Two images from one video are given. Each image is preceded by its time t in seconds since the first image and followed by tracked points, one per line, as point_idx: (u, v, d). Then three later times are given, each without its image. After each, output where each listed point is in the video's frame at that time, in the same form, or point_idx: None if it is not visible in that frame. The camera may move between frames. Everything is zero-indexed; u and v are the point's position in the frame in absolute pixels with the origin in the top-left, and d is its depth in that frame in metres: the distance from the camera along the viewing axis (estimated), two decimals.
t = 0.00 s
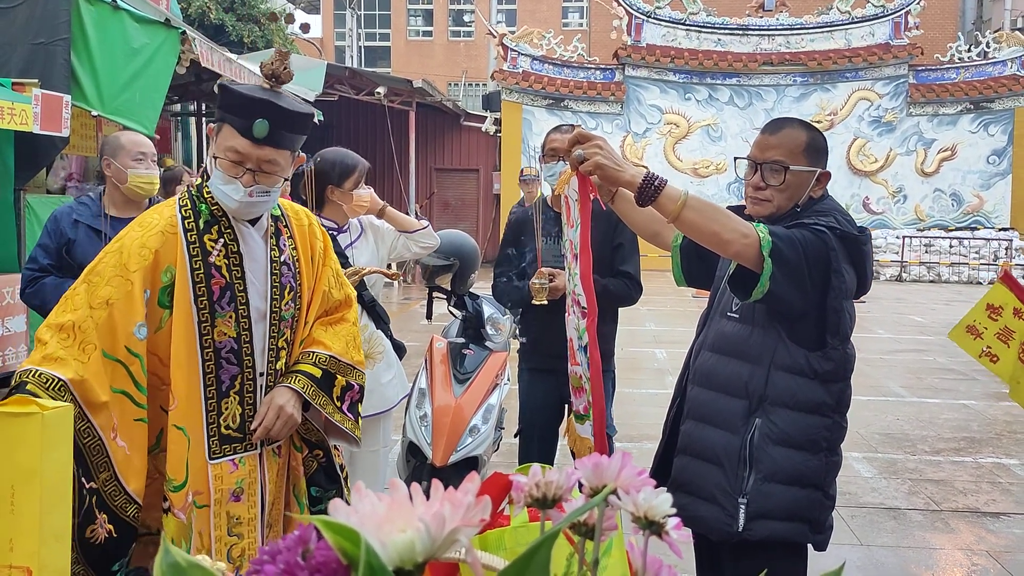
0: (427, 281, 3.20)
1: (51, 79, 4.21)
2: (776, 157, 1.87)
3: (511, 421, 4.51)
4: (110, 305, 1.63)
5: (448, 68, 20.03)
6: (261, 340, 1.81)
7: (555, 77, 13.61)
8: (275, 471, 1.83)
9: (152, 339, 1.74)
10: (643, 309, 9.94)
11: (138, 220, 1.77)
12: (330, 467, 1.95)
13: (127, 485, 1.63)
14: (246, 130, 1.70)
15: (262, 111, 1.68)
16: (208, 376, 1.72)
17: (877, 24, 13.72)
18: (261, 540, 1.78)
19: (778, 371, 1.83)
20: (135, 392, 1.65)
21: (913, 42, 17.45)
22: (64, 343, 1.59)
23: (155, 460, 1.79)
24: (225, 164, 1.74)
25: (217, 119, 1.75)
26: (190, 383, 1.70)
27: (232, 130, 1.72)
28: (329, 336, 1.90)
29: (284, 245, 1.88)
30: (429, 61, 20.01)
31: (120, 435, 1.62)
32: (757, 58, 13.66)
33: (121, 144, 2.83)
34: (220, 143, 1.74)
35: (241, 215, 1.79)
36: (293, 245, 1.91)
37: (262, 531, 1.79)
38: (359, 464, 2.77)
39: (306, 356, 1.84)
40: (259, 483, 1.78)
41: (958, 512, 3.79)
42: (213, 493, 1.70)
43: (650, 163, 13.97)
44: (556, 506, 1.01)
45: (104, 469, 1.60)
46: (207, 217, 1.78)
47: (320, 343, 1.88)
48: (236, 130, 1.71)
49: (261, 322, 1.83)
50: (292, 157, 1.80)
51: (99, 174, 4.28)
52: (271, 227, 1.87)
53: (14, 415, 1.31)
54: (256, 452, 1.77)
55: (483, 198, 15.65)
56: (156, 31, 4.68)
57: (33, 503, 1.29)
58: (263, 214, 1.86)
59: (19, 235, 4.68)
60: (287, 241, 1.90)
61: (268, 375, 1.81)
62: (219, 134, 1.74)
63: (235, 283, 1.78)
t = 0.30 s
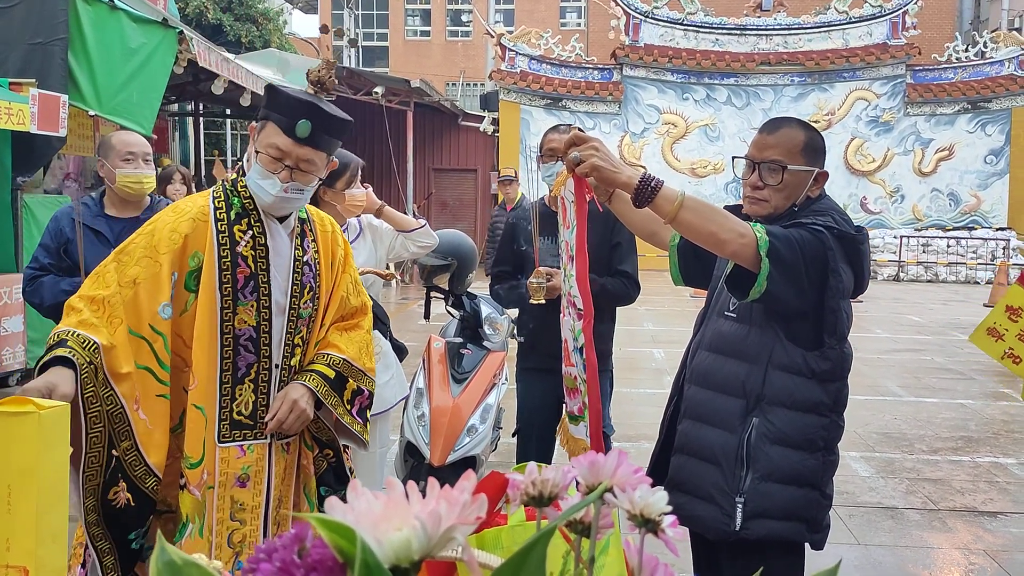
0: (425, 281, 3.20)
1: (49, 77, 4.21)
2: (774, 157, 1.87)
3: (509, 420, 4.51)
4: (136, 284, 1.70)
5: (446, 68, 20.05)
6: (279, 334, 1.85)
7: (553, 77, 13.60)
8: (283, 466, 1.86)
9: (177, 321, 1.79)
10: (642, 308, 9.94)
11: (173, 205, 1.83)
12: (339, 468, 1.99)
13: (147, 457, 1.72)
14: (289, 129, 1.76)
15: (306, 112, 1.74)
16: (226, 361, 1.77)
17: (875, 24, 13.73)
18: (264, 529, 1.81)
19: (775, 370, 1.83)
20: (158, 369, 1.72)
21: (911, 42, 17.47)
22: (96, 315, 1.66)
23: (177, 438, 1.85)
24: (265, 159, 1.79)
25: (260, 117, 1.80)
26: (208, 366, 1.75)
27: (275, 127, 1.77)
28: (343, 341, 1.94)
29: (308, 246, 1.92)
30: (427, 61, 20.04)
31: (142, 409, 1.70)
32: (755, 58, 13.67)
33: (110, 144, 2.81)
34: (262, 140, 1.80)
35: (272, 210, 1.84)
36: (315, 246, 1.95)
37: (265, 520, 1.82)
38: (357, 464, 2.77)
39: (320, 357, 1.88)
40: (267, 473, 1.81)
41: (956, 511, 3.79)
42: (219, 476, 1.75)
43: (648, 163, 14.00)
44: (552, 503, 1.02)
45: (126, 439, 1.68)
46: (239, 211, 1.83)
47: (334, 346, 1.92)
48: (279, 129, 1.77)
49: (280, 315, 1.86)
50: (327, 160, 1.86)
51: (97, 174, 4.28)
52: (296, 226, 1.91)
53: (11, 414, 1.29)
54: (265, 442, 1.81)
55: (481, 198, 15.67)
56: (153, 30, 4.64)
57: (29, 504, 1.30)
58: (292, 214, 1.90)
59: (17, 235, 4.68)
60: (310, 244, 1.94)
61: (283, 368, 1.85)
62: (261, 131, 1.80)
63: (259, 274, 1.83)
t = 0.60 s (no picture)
0: (422, 280, 3.20)
1: (45, 78, 4.23)
2: (770, 157, 1.87)
3: (507, 420, 4.51)
4: (156, 272, 1.72)
5: (443, 67, 20.06)
6: (290, 328, 1.85)
7: (550, 77, 13.60)
8: (288, 462, 1.85)
9: (193, 310, 1.79)
10: (639, 308, 9.95)
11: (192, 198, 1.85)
12: (343, 469, 1.98)
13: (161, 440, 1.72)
14: (319, 133, 1.79)
15: (337, 119, 1.77)
16: (238, 352, 1.78)
17: (871, 24, 13.76)
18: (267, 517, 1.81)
19: (772, 369, 1.84)
20: (173, 354, 1.73)
21: (908, 42, 17.51)
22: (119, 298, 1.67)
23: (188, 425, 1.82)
24: (294, 162, 1.81)
25: (289, 120, 1.82)
26: (221, 353, 1.76)
27: (305, 132, 1.80)
28: (351, 345, 1.92)
29: (320, 246, 1.93)
30: (425, 61, 20.05)
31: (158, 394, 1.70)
32: (752, 58, 13.68)
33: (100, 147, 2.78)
34: (291, 143, 1.82)
35: (294, 210, 1.85)
36: (326, 247, 1.96)
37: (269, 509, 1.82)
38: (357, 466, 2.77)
39: (329, 360, 1.87)
40: (273, 463, 1.82)
41: (952, 510, 3.80)
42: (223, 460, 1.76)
43: (645, 163, 14.01)
44: (550, 503, 1.02)
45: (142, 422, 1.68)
46: (257, 206, 1.83)
47: (340, 350, 1.90)
48: (310, 133, 1.79)
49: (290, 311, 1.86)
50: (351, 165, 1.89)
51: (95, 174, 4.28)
52: (310, 226, 1.92)
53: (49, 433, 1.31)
54: (273, 432, 1.82)
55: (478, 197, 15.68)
56: (150, 30, 4.59)
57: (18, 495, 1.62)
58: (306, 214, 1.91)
59: (14, 236, 4.68)
60: (322, 244, 1.94)
61: (292, 363, 1.85)
62: (291, 135, 1.82)
63: (274, 266, 1.82)
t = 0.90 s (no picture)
0: (421, 279, 3.20)
1: (42, 77, 4.21)
2: (771, 157, 1.87)
3: (504, 420, 4.50)
4: (161, 258, 1.76)
5: (441, 66, 20.03)
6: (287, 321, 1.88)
7: (548, 76, 13.60)
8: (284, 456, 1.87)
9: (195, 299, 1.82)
10: (636, 308, 9.95)
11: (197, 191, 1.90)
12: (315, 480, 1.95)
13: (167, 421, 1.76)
14: (335, 140, 1.80)
15: (353, 126, 1.80)
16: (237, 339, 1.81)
17: (868, 24, 13.79)
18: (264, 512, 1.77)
19: (768, 369, 1.84)
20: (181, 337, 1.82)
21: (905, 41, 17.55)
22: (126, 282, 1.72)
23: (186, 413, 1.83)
24: (309, 167, 1.83)
25: (299, 124, 1.83)
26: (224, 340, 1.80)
27: (318, 138, 1.81)
28: (348, 342, 1.91)
29: (319, 246, 1.96)
30: (422, 60, 20.04)
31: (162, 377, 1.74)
32: (749, 58, 13.70)
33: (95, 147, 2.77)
34: (304, 147, 1.83)
35: (306, 211, 1.89)
36: (327, 248, 1.98)
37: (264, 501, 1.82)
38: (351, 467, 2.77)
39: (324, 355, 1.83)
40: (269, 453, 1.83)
41: (949, 509, 3.80)
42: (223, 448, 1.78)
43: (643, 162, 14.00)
44: (545, 503, 1.02)
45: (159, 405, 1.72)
46: (259, 199, 1.88)
47: (333, 345, 1.88)
48: (324, 139, 1.81)
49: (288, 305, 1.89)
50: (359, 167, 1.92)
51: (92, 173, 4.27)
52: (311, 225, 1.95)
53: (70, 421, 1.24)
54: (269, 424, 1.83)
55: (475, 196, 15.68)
56: (147, 28, 4.58)
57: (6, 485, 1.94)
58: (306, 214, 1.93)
59: (11, 235, 4.66)
60: (322, 243, 1.98)
61: (290, 356, 1.88)
62: (303, 139, 1.83)
63: (274, 257, 1.86)
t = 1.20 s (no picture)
0: (419, 278, 3.18)
1: (39, 75, 4.18)
2: (769, 157, 1.87)
3: (502, 419, 4.50)
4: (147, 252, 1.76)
5: (439, 65, 20.03)
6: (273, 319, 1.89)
7: (546, 75, 13.58)
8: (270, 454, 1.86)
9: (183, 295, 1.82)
10: (634, 307, 9.95)
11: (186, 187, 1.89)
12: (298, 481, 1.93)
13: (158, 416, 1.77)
14: (325, 137, 1.79)
15: (343, 123, 1.78)
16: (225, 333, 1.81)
17: (866, 23, 13.79)
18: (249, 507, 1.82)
19: (766, 368, 1.83)
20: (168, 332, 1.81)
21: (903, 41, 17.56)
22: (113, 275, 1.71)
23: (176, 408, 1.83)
24: (298, 164, 1.82)
25: (289, 121, 1.82)
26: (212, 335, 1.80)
27: (307, 135, 1.80)
28: (337, 341, 1.90)
29: (309, 243, 1.97)
30: (420, 58, 20.01)
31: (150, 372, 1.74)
32: (746, 57, 13.72)
33: (92, 145, 2.75)
34: (293, 144, 1.82)
35: (294, 209, 1.89)
36: (319, 246, 2.00)
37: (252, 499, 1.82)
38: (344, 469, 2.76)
39: (311, 356, 1.82)
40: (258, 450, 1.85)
41: (947, 509, 3.81)
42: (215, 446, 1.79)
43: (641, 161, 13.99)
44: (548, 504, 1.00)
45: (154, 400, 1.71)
46: (248, 195, 1.88)
47: (321, 342, 1.87)
48: (314, 136, 1.79)
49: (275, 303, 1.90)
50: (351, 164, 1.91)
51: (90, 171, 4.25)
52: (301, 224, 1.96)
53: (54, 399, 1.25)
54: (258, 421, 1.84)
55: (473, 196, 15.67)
56: (144, 27, 4.59)
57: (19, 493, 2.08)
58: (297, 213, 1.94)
59: (7, 235, 4.64)
60: (313, 241, 1.99)
61: (276, 352, 1.88)
62: (292, 136, 1.82)
63: (260, 253, 1.86)
